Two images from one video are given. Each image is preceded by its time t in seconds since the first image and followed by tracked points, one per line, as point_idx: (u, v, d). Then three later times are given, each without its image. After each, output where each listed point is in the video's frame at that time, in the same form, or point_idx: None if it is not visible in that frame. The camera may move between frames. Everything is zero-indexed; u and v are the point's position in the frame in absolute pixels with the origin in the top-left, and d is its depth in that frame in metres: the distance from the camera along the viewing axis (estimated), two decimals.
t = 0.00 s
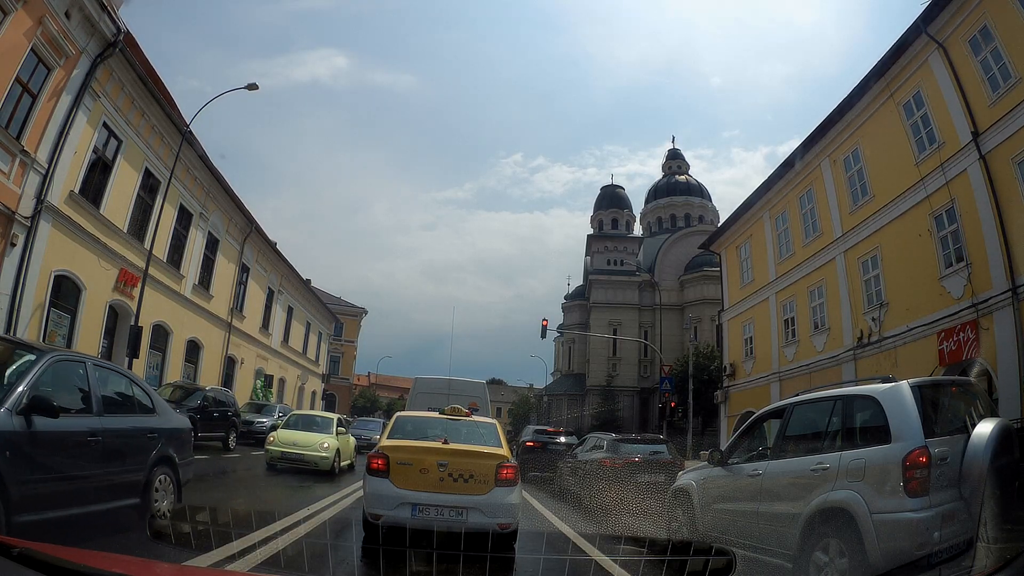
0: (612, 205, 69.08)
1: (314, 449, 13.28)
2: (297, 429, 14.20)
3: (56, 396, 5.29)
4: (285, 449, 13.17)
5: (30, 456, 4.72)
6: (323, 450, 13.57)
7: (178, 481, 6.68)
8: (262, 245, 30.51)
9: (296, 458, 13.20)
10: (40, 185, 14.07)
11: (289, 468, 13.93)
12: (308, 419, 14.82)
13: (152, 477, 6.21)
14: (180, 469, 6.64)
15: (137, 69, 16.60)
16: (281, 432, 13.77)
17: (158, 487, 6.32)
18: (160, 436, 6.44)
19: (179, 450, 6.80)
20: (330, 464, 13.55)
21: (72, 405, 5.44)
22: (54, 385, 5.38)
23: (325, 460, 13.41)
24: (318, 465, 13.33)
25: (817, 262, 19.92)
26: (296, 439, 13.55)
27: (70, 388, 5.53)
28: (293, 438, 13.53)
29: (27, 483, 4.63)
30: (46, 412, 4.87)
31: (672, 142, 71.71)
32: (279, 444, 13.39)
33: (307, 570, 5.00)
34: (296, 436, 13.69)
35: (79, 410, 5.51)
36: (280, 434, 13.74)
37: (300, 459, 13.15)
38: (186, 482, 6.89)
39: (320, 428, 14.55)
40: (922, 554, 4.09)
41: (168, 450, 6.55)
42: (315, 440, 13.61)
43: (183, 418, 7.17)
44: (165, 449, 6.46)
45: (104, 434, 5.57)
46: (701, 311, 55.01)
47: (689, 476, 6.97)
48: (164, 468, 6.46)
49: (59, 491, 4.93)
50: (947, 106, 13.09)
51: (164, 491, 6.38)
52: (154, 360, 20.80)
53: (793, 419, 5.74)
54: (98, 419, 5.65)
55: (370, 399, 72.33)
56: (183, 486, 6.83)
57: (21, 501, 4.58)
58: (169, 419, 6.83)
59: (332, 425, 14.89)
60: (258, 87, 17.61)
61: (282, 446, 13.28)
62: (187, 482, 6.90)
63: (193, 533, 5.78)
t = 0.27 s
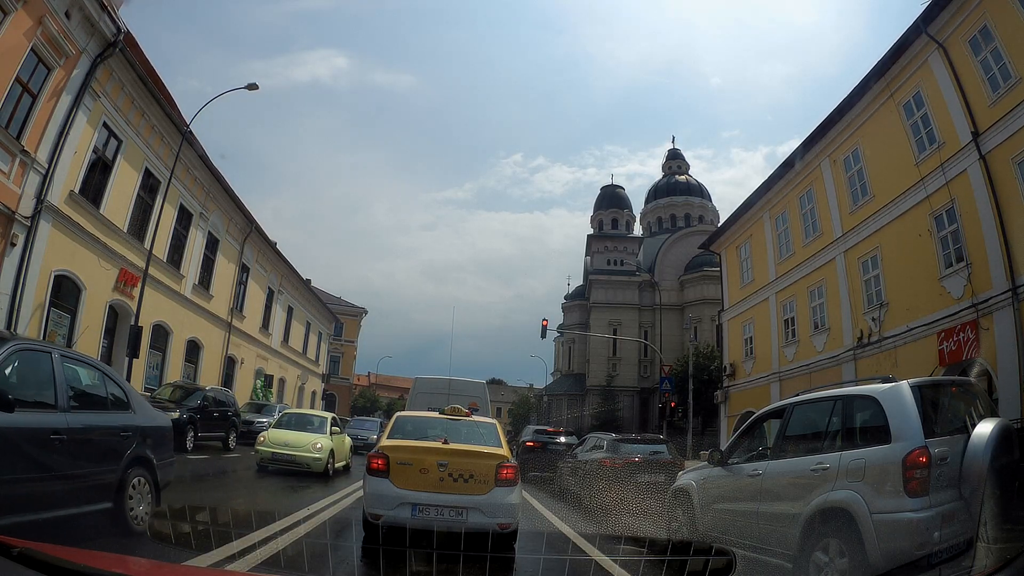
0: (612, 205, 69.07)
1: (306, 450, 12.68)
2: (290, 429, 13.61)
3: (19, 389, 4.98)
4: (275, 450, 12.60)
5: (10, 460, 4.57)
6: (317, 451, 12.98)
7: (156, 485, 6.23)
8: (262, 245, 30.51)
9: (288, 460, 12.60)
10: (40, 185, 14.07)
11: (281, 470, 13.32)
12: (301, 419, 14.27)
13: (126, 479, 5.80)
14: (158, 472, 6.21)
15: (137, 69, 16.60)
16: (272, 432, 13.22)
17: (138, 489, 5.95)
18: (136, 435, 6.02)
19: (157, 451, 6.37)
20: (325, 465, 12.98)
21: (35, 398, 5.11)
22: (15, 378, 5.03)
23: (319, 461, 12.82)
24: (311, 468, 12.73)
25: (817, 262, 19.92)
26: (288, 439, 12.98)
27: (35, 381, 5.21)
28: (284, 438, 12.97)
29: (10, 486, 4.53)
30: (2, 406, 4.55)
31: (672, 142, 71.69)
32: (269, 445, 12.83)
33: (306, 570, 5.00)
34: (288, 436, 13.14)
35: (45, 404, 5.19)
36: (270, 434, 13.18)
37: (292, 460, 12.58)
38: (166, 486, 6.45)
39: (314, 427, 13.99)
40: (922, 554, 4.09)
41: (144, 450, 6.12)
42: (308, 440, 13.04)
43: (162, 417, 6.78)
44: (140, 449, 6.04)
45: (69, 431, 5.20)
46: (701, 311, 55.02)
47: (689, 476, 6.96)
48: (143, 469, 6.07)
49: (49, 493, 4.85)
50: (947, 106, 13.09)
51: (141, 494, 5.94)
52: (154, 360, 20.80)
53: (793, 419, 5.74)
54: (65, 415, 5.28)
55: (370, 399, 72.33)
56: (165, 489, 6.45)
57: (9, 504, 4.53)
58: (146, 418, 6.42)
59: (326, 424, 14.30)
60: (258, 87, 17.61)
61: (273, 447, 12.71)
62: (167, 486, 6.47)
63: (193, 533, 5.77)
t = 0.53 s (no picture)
0: (612, 205, 69.06)
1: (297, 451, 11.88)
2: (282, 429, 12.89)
3: None
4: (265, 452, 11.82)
5: (8, 458, 4.52)
6: (308, 452, 12.18)
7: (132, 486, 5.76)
8: (262, 245, 30.51)
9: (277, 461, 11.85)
10: (40, 185, 14.07)
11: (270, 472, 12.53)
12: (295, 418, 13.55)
13: (97, 479, 5.33)
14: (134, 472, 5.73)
15: (137, 69, 16.60)
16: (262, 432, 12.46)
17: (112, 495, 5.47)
18: (107, 434, 5.55)
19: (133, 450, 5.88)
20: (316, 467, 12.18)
21: None
22: None
23: (312, 462, 12.04)
24: (302, 469, 11.99)
25: (817, 262, 19.92)
26: (278, 440, 12.20)
27: None
28: (274, 439, 12.18)
29: (8, 485, 4.49)
30: None
31: (672, 142, 71.68)
32: (258, 446, 12.05)
33: (306, 570, 5.00)
34: (279, 436, 12.43)
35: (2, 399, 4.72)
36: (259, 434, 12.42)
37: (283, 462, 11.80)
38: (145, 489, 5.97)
39: (308, 428, 13.24)
40: (922, 554, 4.09)
41: (118, 450, 5.64)
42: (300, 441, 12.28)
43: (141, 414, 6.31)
44: (113, 449, 5.56)
45: (29, 429, 4.78)
46: (701, 311, 55.02)
47: (689, 476, 6.96)
48: (116, 471, 5.58)
49: (49, 489, 4.81)
50: (947, 106, 13.09)
51: (114, 499, 5.47)
52: (154, 360, 20.80)
53: (793, 419, 5.74)
54: (24, 411, 4.82)
55: (370, 399, 72.32)
56: (144, 492, 6.01)
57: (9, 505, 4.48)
58: (121, 415, 5.96)
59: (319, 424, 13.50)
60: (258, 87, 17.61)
61: (262, 448, 11.92)
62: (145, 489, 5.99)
63: (193, 533, 5.78)
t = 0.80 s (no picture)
0: (612, 205, 69.07)
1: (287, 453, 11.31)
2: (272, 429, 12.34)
3: None
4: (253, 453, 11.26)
5: (8, 458, 4.34)
6: (299, 453, 11.61)
7: (101, 488, 5.25)
8: (262, 245, 30.50)
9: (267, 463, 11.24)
10: (40, 185, 14.07)
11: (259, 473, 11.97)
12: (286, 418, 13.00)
13: (63, 480, 4.84)
14: (103, 474, 5.24)
15: (137, 69, 16.60)
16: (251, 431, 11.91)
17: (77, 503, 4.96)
18: (72, 432, 5.04)
19: (102, 451, 5.37)
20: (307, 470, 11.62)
21: None
22: None
23: (302, 464, 11.53)
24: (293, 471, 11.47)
25: (817, 262, 19.92)
26: (267, 440, 11.64)
27: None
28: (264, 438, 11.63)
29: (10, 483, 4.31)
30: None
31: (672, 142, 71.66)
32: (247, 446, 11.50)
33: (307, 570, 5.00)
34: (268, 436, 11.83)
35: None
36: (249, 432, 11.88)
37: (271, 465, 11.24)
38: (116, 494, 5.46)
39: (300, 428, 12.71)
40: (922, 554, 4.09)
41: (84, 449, 5.14)
42: (291, 441, 11.70)
43: (112, 413, 5.81)
44: (79, 447, 5.05)
45: None
46: (701, 311, 55.04)
47: (689, 476, 6.96)
48: (81, 473, 5.06)
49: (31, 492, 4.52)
50: (947, 105, 13.09)
51: (80, 503, 4.98)
52: (154, 360, 20.80)
53: (793, 419, 5.74)
54: None
55: (370, 399, 72.35)
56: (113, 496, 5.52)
57: None
58: (91, 411, 5.45)
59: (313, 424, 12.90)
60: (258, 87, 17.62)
61: (250, 449, 11.37)
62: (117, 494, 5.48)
63: (193, 533, 5.78)
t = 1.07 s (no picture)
0: (612, 205, 69.06)
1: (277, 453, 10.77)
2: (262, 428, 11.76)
3: None
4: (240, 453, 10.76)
5: None
6: (290, 454, 11.05)
7: (58, 489, 4.85)
8: (262, 245, 30.49)
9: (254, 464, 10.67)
10: (40, 185, 14.07)
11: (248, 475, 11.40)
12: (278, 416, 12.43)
13: (15, 481, 4.45)
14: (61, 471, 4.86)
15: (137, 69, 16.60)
16: (241, 429, 11.43)
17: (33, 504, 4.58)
18: (26, 427, 4.68)
19: (62, 451, 4.99)
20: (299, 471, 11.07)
21: None
22: None
23: (293, 465, 10.95)
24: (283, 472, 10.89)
25: (817, 262, 19.91)
26: (257, 439, 11.12)
27: None
28: (253, 438, 11.12)
29: None
30: None
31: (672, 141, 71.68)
32: (235, 446, 11.01)
33: (307, 570, 5.00)
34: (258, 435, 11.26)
35: None
36: (239, 431, 11.39)
37: (259, 466, 10.72)
38: (79, 499, 5.07)
39: (293, 427, 12.16)
40: (922, 554, 4.09)
41: (42, 448, 4.77)
42: (280, 441, 11.10)
43: (77, 408, 5.45)
44: (32, 445, 4.67)
45: None
46: (701, 311, 55.03)
47: (689, 476, 6.96)
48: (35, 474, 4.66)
49: None
50: (947, 105, 13.08)
51: (36, 505, 4.58)
52: (154, 360, 20.80)
53: (793, 419, 5.74)
54: None
55: (370, 399, 72.36)
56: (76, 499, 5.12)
57: None
58: (49, 406, 5.07)
59: (306, 423, 12.36)
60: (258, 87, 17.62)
61: (239, 449, 10.87)
62: (80, 499, 5.09)
63: (193, 533, 5.77)
